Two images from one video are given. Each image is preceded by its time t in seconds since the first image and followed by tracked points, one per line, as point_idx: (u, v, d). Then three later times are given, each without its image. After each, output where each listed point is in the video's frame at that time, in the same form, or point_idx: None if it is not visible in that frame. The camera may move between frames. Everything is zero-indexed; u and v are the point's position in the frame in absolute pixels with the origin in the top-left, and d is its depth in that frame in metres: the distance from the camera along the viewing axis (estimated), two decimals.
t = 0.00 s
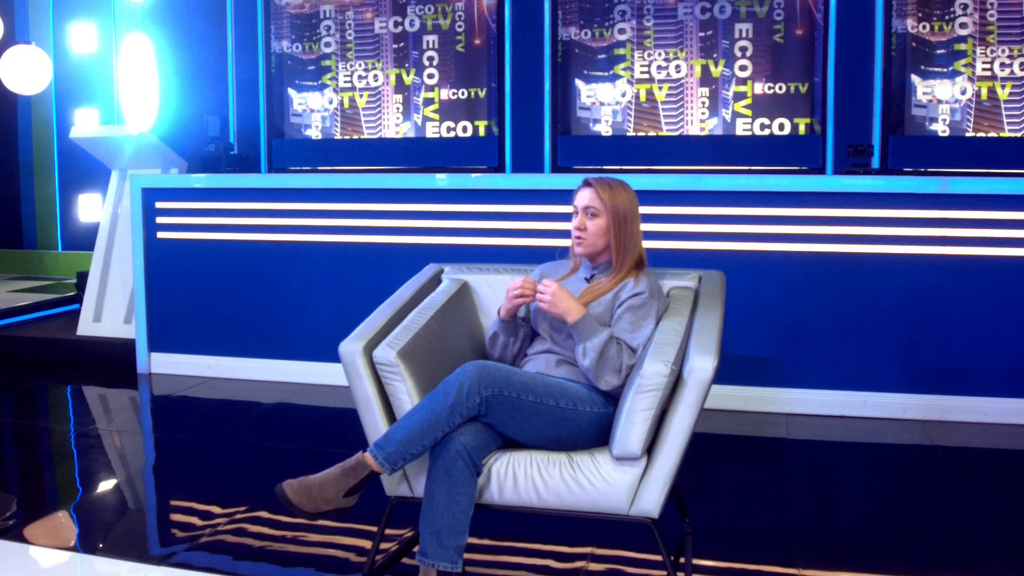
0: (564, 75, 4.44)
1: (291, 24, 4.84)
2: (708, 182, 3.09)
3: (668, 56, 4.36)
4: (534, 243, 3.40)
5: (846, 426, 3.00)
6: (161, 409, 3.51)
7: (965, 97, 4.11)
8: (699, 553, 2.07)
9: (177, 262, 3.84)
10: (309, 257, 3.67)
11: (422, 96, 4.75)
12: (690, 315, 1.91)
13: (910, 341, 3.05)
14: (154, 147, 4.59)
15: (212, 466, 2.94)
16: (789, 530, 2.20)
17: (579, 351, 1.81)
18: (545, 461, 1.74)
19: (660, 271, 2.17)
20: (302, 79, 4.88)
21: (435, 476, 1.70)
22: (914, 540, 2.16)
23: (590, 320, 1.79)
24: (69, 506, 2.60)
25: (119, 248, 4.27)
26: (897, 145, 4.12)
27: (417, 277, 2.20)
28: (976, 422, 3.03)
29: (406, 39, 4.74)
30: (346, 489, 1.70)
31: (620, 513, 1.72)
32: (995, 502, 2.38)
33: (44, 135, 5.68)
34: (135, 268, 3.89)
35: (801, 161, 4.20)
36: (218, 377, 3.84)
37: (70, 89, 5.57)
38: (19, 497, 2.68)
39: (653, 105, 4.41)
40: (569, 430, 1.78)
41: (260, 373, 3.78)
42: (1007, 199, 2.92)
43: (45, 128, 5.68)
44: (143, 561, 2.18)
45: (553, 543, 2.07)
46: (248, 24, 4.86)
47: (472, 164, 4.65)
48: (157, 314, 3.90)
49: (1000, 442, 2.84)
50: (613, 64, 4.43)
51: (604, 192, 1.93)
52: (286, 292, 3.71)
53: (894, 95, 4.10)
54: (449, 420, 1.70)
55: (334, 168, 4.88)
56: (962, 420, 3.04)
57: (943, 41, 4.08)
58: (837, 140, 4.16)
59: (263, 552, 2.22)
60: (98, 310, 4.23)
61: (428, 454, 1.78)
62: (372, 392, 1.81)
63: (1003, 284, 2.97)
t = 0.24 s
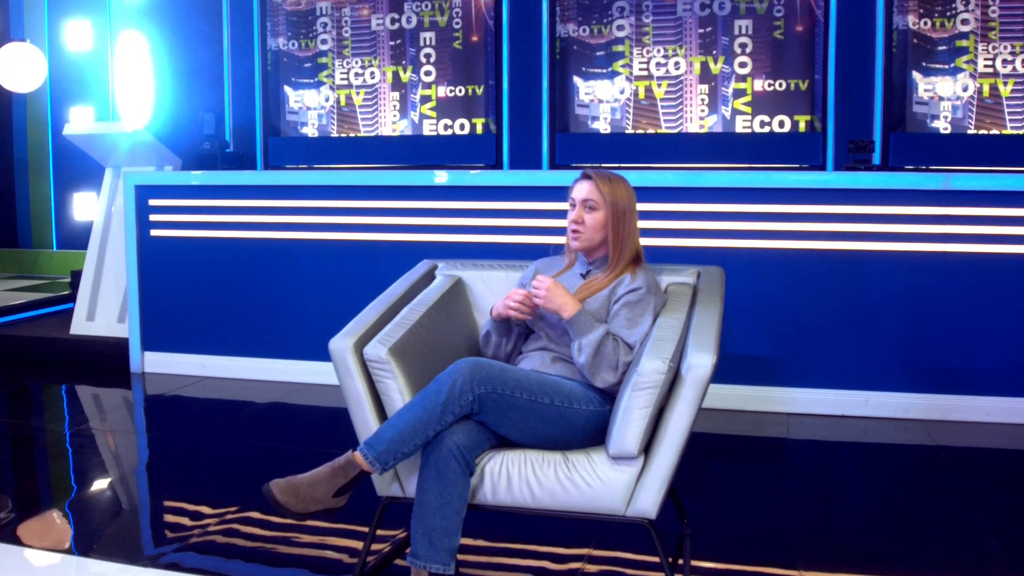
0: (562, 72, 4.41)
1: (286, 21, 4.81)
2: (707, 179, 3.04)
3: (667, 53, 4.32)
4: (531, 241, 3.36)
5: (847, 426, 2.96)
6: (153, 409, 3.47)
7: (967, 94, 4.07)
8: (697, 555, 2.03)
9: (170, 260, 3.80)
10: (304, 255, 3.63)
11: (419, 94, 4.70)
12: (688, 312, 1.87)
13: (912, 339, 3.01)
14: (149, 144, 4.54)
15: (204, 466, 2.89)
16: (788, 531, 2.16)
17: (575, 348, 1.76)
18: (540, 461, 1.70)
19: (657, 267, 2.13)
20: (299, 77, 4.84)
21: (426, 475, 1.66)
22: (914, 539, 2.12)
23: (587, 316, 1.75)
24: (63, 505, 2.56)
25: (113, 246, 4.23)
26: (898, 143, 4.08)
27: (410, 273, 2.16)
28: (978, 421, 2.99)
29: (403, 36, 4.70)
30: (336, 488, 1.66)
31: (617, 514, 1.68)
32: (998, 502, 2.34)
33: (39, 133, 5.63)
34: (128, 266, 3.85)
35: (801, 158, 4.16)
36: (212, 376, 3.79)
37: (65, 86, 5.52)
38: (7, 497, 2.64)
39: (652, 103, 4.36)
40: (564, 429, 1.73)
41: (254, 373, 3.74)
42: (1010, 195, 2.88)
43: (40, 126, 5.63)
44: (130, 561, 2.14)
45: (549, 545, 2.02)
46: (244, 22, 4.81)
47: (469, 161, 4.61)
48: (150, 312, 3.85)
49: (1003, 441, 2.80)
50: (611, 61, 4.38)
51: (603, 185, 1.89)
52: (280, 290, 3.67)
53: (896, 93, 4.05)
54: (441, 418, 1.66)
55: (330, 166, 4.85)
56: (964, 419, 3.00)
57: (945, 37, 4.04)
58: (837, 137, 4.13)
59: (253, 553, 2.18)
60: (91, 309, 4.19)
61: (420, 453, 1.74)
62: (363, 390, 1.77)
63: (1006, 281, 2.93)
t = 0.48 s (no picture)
0: (560, 69, 4.37)
1: (283, 18, 4.77)
2: (707, 175, 3.00)
3: (666, 49, 4.28)
4: (528, 238, 3.32)
5: (847, 426, 2.92)
6: (146, 408, 3.43)
7: (969, 91, 4.03)
8: (695, 556, 1.99)
9: (164, 258, 3.76)
10: (299, 253, 3.59)
11: (416, 91, 4.66)
12: (686, 308, 1.83)
13: (914, 338, 2.97)
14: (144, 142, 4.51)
15: (195, 466, 2.85)
16: (787, 531, 2.12)
17: (571, 343, 1.73)
18: (534, 460, 1.66)
19: (655, 263, 2.09)
20: (295, 74, 4.80)
21: (418, 474, 1.62)
22: (913, 540, 2.09)
23: (583, 310, 1.72)
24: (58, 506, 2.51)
25: (107, 244, 4.19)
26: (899, 140, 4.04)
27: (404, 269, 2.12)
28: (980, 421, 2.95)
29: (399, 33, 4.66)
30: (324, 488, 1.63)
31: (613, 515, 1.64)
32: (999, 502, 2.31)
33: (34, 131, 5.59)
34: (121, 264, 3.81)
35: (802, 156, 4.12)
36: (206, 375, 3.76)
37: (60, 83, 5.48)
38: None
39: (651, 100, 4.33)
40: (559, 427, 1.69)
41: (248, 372, 3.70)
42: (1013, 192, 2.85)
43: (35, 123, 5.59)
44: (117, 562, 2.10)
45: (544, 546, 1.98)
46: (239, 19, 4.77)
47: (466, 159, 4.57)
48: (144, 310, 3.82)
49: (1005, 441, 2.77)
50: (610, 58, 4.34)
51: (600, 178, 1.85)
52: (275, 289, 3.63)
53: (896, 90, 4.00)
54: (433, 416, 1.62)
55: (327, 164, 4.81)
56: (966, 419, 2.96)
57: (947, 34, 4.00)
58: (838, 133, 4.09)
59: (243, 554, 2.14)
60: (84, 307, 4.15)
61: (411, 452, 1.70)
62: (354, 387, 1.73)
63: (1008, 279, 2.89)
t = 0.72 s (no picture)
0: (558, 67, 4.34)
1: (279, 16, 4.73)
2: (706, 172, 2.97)
3: (665, 47, 4.25)
4: (525, 237, 3.28)
5: (847, 426, 2.89)
6: (139, 408, 3.39)
7: (970, 89, 3.99)
8: (694, 558, 1.95)
9: (158, 257, 3.73)
10: (294, 252, 3.55)
11: (413, 90, 4.63)
12: (684, 305, 1.80)
13: (915, 337, 2.93)
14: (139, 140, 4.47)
15: (188, 466, 2.82)
16: (786, 532, 2.09)
17: (567, 338, 1.69)
18: (528, 460, 1.62)
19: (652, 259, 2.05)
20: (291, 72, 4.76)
21: (409, 474, 1.58)
22: (913, 540, 2.05)
23: (583, 303, 1.69)
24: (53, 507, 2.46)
25: (101, 243, 4.16)
26: (900, 138, 4.00)
27: (396, 266, 2.09)
28: (982, 421, 2.91)
29: (396, 31, 4.63)
30: (313, 489, 1.59)
31: (609, 516, 1.60)
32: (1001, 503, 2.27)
33: (29, 131, 5.56)
34: (115, 263, 3.77)
35: (802, 154, 4.09)
36: (200, 375, 3.72)
37: (56, 82, 5.44)
38: None
39: (650, 98, 4.29)
40: (554, 427, 1.66)
41: (243, 371, 3.66)
42: (1015, 189, 2.81)
43: (30, 122, 5.56)
44: (105, 563, 2.06)
45: (540, 547, 1.95)
46: (235, 17, 4.74)
47: (463, 158, 4.53)
48: (137, 310, 3.78)
49: (1008, 441, 2.73)
50: (608, 56, 4.31)
51: (593, 172, 1.81)
52: (269, 288, 3.60)
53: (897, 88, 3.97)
54: (424, 415, 1.58)
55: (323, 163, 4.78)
56: (968, 419, 2.92)
57: (947, 31, 3.96)
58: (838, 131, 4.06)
59: (233, 555, 2.10)
60: (78, 307, 4.12)
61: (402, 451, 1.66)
62: (343, 384, 1.69)
63: (1011, 277, 2.85)
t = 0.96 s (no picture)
0: (556, 67, 4.31)
1: (275, 16, 4.69)
2: (705, 172, 2.93)
3: (664, 47, 4.19)
4: (521, 237, 3.25)
5: (849, 428, 2.85)
6: (132, 410, 3.36)
7: (971, 89, 3.93)
8: (691, 562, 1.91)
9: (151, 258, 3.69)
10: (289, 252, 3.52)
11: (411, 90, 4.57)
12: (682, 303, 1.76)
13: (917, 338, 2.89)
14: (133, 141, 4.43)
15: (180, 469, 2.78)
16: (786, 536, 2.05)
17: (560, 339, 1.66)
18: (522, 462, 1.59)
19: (649, 258, 2.02)
20: (288, 73, 4.72)
21: (400, 476, 1.54)
22: (917, 544, 2.01)
23: (575, 305, 1.64)
24: (47, 510, 2.42)
25: (95, 244, 4.12)
26: (902, 138, 3.96)
27: (389, 264, 2.06)
28: (985, 423, 2.87)
29: (393, 30, 4.57)
30: (302, 491, 1.56)
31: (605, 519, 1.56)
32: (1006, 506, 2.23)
33: (26, 131, 5.53)
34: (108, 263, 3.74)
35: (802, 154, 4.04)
36: (193, 377, 3.68)
37: (53, 82, 5.41)
38: None
39: (648, 98, 4.24)
40: (548, 428, 1.62)
41: (237, 373, 3.62)
42: (1018, 188, 2.77)
43: (26, 123, 5.53)
44: (93, 566, 2.02)
45: (535, 551, 1.91)
46: (232, 18, 4.73)
47: (461, 159, 4.49)
48: (131, 311, 3.74)
49: (1012, 444, 2.69)
50: (606, 56, 4.26)
51: (590, 168, 1.77)
52: (264, 289, 3.56)
53: (898, 87, 3.93)
54: (415, 416, 1.54)
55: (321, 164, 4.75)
56: (971, 421, 2.88)
57: (948, 30, 3.91)
58: (838, 130, 4.02)
59: (224, 558, 2.06)
60: (72, 308, 4.08)
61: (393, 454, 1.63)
62: (333, 383, 1.66)
63: (1014, 277, 2.82)
